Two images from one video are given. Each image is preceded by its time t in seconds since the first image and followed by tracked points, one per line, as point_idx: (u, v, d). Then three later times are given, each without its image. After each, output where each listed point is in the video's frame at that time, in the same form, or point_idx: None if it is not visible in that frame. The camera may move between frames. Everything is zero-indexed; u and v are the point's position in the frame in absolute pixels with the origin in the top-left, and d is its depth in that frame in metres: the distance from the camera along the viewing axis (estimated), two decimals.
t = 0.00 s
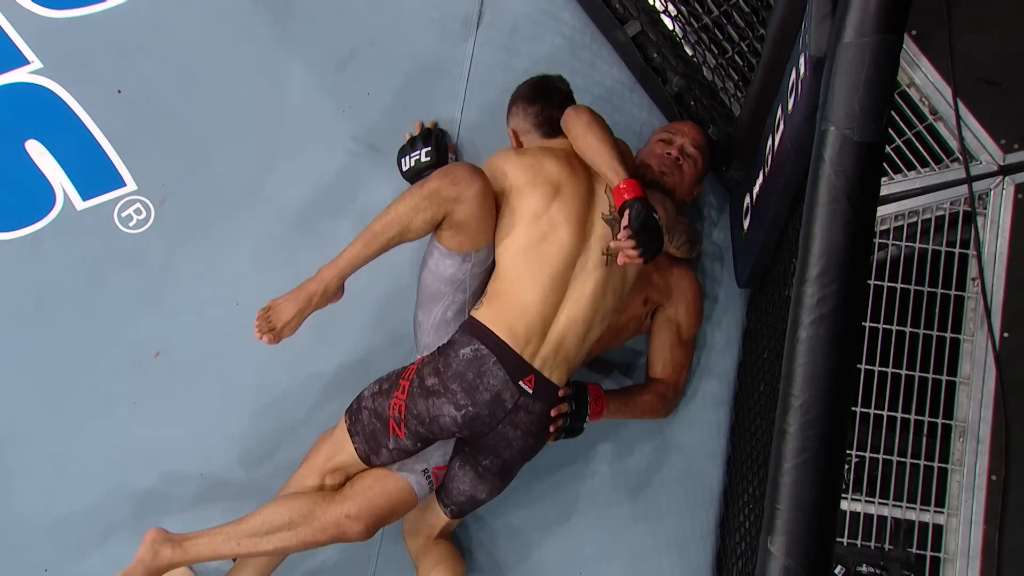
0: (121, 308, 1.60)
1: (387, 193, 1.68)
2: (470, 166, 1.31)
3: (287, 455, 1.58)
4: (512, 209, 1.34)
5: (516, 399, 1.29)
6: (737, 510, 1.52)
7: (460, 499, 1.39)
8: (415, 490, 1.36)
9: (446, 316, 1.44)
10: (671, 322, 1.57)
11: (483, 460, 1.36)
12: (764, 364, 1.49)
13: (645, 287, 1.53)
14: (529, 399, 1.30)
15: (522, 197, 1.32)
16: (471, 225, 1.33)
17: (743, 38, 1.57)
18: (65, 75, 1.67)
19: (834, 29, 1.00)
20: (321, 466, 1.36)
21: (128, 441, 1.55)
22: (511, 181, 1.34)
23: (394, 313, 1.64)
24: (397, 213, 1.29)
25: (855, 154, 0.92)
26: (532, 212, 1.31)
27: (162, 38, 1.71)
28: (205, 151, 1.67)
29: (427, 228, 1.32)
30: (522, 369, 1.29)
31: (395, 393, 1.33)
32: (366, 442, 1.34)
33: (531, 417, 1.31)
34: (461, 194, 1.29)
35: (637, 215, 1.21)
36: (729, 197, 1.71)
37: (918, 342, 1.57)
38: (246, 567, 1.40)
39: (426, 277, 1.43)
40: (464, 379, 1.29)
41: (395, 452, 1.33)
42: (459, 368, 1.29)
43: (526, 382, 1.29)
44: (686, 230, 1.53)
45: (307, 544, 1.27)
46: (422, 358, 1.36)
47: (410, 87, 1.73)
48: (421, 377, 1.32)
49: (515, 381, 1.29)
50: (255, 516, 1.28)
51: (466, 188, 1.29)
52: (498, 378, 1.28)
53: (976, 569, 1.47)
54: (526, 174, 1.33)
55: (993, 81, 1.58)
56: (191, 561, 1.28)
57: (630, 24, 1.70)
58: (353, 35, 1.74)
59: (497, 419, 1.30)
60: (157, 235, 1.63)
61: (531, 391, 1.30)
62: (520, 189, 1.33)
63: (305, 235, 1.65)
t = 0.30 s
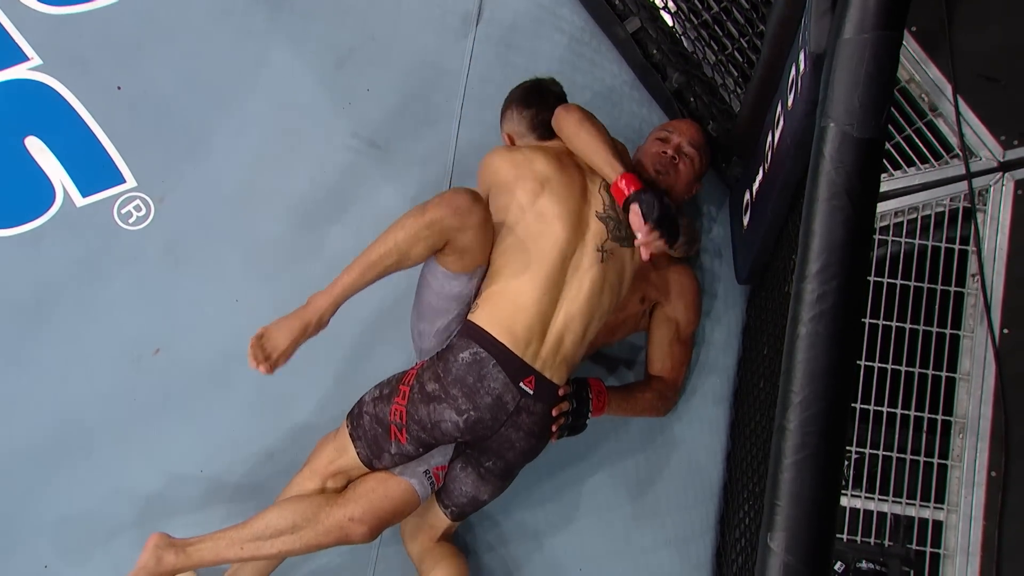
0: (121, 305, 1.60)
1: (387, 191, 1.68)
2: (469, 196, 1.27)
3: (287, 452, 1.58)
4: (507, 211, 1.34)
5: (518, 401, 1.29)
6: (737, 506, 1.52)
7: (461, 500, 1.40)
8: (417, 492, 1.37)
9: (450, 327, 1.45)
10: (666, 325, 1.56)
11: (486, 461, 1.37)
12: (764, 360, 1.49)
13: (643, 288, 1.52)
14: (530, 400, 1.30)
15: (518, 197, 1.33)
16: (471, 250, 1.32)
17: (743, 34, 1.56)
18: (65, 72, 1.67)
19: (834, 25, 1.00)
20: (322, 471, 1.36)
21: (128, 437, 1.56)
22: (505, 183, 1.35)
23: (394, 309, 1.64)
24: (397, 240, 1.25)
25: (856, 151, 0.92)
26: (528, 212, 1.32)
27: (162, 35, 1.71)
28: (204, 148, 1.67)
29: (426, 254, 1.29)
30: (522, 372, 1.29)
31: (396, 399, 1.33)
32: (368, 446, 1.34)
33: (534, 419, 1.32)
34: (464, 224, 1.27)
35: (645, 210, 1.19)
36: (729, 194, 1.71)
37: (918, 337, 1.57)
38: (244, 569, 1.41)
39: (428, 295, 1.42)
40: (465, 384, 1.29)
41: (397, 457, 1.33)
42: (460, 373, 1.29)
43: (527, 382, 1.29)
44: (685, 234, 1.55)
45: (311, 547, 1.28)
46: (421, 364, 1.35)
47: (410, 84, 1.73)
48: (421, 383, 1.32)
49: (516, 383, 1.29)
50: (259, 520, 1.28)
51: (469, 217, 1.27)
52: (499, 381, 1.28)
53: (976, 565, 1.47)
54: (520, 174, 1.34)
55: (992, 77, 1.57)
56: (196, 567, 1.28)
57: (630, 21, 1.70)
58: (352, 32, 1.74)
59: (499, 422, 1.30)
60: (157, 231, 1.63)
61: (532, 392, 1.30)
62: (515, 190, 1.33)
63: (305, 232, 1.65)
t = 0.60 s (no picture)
0: (121, 303, 1.60)
1: (387, 189, 1.68)
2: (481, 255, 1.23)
3: (287, 450, 1.58)
4: (514, 213, 1.34)
5: (520, 404, 1.29)
6: (737, 504, 1.52)
7: (462, 500, 1.39)
8: (418, 492, 1.37)
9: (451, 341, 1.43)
10: (670, 324, 1.57)
11: (488, 463, 1.36)
12: (764, 358, 1.49)
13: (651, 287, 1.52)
14: (532, 402, 1.30)
15: (524, 200, 1.33)
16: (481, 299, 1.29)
17: (743, 32, 1.58)
18: (65, 70, 1.67)
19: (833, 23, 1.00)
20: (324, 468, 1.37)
21: (128, 435, 1.56)
22: (512, 186, 1.35)
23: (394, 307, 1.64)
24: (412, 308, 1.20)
25: (855, 149, 0.92)
26: (534, 216, 1.31)
27: (162, 33, 1.71)
28: (204, 146, 1.67)
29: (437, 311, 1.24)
30: (523, 374, 1.28)
31: (399, 399, 1.32)
32: (370, 445, 1.35)
33: (535, 420, 1.31)
34: (479, 285, 1.23)
35: (732, 163, 1.38)
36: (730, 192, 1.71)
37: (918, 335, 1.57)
38: (244, 568, 1.41)
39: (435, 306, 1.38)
40: (468, 387, 1.28)
41: (398, 456, 1.34)
42: (462, 376, 1.28)
43: (528, 385, 1.29)
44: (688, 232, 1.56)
45: (313, 545, 1.29)
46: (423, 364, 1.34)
47: (410, 82, 1.73)
48: (424, 384, 1.31)
49: (518, 386, 1.28)
50: (262, 518, 1.29)
51: (484, 275, 1.23)
52: (502, 384, 1.28)
53: (976, 563, 1.47)
54: (526, 176, 1.34)
55: (992, 74, 1.57)
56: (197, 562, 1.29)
57: (630, 19, 1.69)
58: (352, 30, 1.74)
59: (501, 425, 1.30)
60: (157, 229, 1.63)
61: (532, 395, 1.30)
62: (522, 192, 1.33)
63: (305, 231, 1.65)
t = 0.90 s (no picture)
0: (121, 301, 1.60)
1: (386, 186, 1.68)
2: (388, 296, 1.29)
3: (287, 447, 1.58)
4: (494, 175, 1.40)
5: (499, 359, 1.31)
6: (737, 501, 1.52)
7: (472, 480, 1.38)
8: (412, 469, 1.39)
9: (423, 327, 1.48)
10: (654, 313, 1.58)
11: (484, 431, 1.36)
12: (764, 355, 1.49)
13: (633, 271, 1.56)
14: (513, 356, 1.33)
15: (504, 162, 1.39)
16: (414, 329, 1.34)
17: (743, 29, 1.55)
18: (65, 68, 1.66)
19: (833, 21, 1.00)
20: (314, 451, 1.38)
21: (128, 433, 1.56)
22: (498, 150, 1.42)
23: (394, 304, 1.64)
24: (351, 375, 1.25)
25: (855, 146, 0.92)
26: (512, 175, 1.37)
27: (161, 30, 1.71)
28: (204, 144, 1.67)
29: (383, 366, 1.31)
30: (500, 329, 1.31)
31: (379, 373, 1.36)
32: (357, 424, 1.37)
33: (519, 374, 1.34)
34: (403, 316, 1.29)
35: (738, 156, 1.41)
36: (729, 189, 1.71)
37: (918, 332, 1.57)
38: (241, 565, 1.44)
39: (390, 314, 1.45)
40: (444, 347, 1.31)
41: (386, 430, 1.36)
42: (438, 337, 1.32)
43: (507, 339, 1.32)
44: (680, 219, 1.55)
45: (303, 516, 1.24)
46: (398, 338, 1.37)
47: (410, 79, 1.73)
48: (402, 352, 1.34)
49: (496, 341, 1.31)
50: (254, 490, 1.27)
51: (404, 307, 1.29)
52: (479, 341, 1.31)
53: (976, 560, 1.47)
54: (511, 139, 1.41)
55: (992, 72, 1.57)
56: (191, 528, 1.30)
57: (630, 16, 1.70)
58: (352, 28, 1.74)
59: (484, 382, 1.32)
60: (157, 227, 1.63)
61: (513, 348, 1.32)
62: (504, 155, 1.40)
63: (306, 228, 1.65)
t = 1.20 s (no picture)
0: (120, 299, 1.60)
1: (385, 185, 1.67)
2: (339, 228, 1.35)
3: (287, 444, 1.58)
4: (486, 124, 1.45)
5: (465, 293, 1.33)
6: (737, 499, 1.52)
7: (461, 431, 1.40)
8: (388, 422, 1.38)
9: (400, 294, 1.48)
10: (639, 303, 1.60)
11: (460, 376, 1.37)
12: (764, 353, 1.48)
13: (618, 259, 1.57)
14: (480, 292, 1.33)
15: (499, 112, 1.44)
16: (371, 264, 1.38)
17: (742, 27, 1.55)
18: (64, 67, 1.66)
19: (833, 19, 1.00)
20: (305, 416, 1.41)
21: (128, 431, 1.56)
22: (497, 103, 1.47)
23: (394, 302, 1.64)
24: (297, 301, 1.33)
25: (855, 144, 0.92)
26: (501, 125, 1.42)
27: (161, 29, 1.71)
28: (203, 142, 1.67)
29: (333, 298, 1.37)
30: (467, 266, 1.33)
31: (351, 323, 1.38)
32: (335, 383, 1.38)
33: (487, 310, 1.34)
34: (348, 253, 1.34)
35: (736, 169, 1.38)
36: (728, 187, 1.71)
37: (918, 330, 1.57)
38: (238, 554, 1.41)
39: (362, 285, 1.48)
40: (409, 283, 1.34)
41: (363, 383, 1.37)
42: (403, 274, 1.35)
43: (475, 276, 1.33)
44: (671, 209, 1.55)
45: (281, 467, 1.28)
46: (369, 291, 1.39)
47: (409, 78, 1.72)
48: (370, 296, 1.37)
49: (462, 277, 1.33)
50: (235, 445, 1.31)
51: (350, 244, 1.34)
52: (443, 275, 1.33)
53: (976, 558, 1.47)
54: (512, 93, 1.46)
55: (992, 70, 1.58)
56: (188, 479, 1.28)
57: (629, 15, 1.68)
58: (352, 27, 1.74)
59: (451, 316, 1.33)
60: (156, 226, 1.63)
61: (480, 285, 1.33)
62: (501, 106, 1.45)
63: (305, 227, 1.65)
